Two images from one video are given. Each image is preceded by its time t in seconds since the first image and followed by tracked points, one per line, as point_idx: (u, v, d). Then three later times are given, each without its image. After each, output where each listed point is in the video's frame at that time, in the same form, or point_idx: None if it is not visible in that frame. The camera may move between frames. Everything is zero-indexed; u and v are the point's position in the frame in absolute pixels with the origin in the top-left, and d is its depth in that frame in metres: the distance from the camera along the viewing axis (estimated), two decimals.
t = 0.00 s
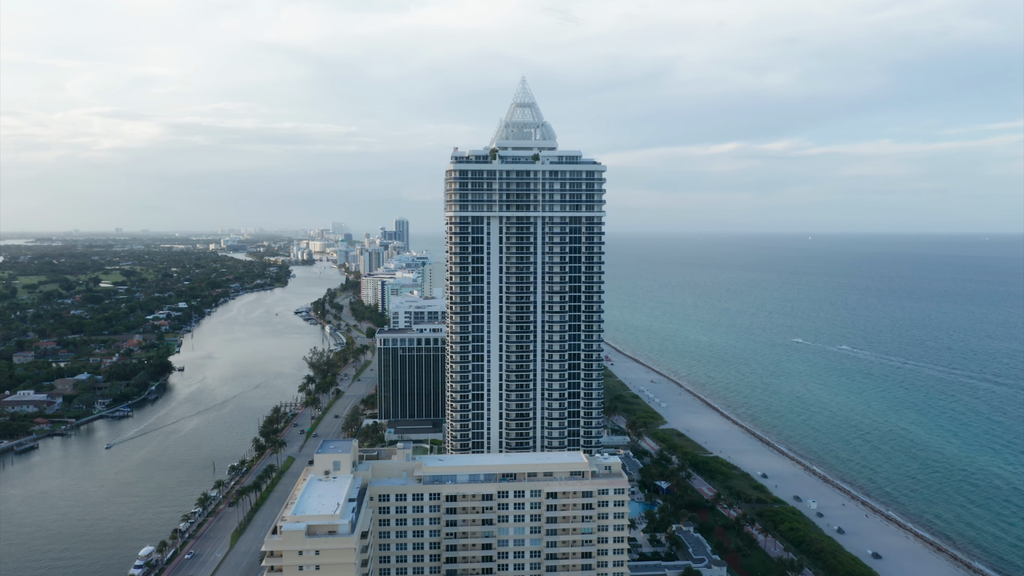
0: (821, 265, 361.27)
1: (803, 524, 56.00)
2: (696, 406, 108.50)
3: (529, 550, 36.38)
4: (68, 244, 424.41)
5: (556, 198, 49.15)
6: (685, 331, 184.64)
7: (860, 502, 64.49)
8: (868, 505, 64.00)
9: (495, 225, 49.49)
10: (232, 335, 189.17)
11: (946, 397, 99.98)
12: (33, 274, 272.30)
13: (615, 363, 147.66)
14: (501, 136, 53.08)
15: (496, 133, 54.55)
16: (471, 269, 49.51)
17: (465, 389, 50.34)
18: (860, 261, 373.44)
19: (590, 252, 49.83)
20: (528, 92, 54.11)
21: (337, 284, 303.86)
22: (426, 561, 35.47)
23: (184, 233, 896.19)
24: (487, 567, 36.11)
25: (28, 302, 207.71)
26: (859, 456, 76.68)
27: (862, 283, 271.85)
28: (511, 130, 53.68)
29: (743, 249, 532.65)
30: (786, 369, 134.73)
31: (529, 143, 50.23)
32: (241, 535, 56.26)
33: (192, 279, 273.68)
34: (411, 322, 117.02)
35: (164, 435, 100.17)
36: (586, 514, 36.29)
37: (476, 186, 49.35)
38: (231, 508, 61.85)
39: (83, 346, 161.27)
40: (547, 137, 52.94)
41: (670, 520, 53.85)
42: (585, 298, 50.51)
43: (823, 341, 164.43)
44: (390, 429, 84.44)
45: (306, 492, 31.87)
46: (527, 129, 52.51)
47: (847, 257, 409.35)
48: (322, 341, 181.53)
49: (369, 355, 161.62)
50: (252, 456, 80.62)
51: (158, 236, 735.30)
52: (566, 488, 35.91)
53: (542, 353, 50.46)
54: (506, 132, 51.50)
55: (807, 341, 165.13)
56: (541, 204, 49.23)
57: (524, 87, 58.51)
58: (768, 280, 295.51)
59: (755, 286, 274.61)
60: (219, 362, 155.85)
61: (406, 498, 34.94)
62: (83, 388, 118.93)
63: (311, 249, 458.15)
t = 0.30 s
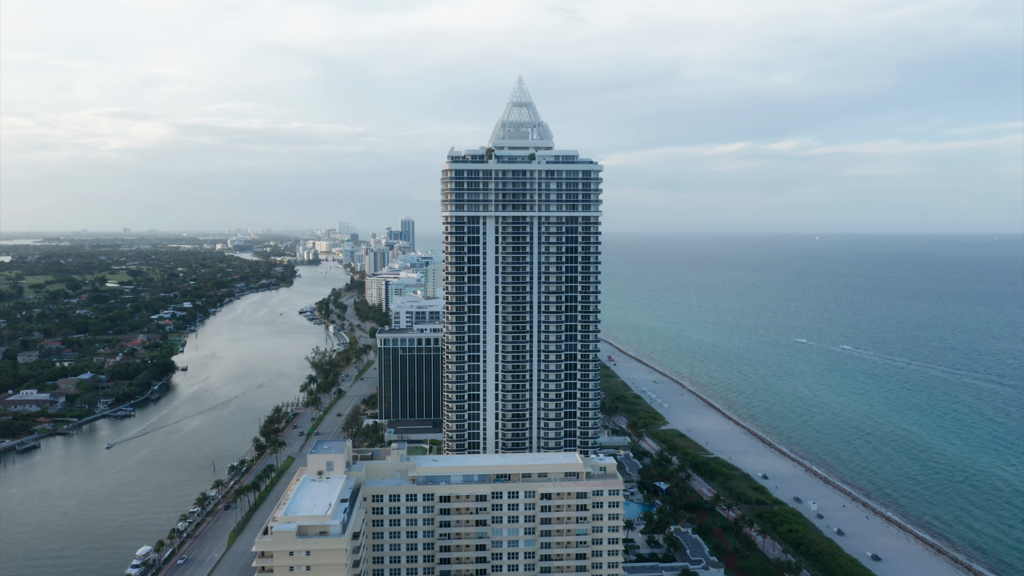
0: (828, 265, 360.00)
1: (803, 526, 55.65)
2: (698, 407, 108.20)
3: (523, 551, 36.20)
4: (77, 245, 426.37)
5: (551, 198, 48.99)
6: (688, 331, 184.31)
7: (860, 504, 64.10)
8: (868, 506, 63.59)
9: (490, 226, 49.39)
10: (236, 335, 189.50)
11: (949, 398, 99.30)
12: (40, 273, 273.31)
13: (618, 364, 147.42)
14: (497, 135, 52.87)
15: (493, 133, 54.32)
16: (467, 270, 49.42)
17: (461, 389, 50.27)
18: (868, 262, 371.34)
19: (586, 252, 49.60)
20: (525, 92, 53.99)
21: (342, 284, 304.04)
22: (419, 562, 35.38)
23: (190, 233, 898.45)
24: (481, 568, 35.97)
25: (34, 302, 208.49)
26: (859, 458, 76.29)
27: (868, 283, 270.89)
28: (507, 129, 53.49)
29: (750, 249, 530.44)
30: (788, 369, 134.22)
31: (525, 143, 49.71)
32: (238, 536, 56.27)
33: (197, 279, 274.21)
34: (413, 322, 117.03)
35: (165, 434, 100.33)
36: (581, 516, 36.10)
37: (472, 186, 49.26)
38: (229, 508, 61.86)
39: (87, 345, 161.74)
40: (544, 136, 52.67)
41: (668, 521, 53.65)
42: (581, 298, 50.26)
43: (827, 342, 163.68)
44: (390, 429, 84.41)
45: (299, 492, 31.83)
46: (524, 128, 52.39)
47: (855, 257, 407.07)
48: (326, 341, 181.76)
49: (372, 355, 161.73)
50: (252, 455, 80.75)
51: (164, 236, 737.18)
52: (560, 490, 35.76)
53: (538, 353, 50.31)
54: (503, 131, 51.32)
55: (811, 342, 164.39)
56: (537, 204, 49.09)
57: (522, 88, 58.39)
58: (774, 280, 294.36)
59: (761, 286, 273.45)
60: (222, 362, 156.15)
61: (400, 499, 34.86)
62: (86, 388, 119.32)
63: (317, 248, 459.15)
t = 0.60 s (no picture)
0: (834, 265, 358.44)
1: (802, 528, 55.35)
2: (700, 407, 107.84)
3: (517, 552, 36.07)
4: (85, 245, 428.41)
5: (547, 197, 48.88)
6: (692, 332, 183.75)
7: (861, 505, 63.73)
8: (869, 508, 63.21)
9: (487, 225, 49.24)
10: (240, 335, 189.87)
11: (951, 399, 98.74)
12: (48, 273, 274.06)
13: (621, 364, 147.02)
14: (493, 135, 52.77)
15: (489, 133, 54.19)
16: (463, 269, 49.24)
17: (457, 389, 50.14)
18: (876, 262, 369.13)
19: (582, 251, 49.45)
20: (522, 92, 53.81)
21: (347, 284, 304.04)
22: (412, 563, 35.27)
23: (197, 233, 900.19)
24: (475, 568, 35.86)
25: (40, 301, 209.22)
26: (860, 459, 75.89)
27: (873, 283, 269.73)
28: (503, 129, 53.37)
29: (757, 249, 528.05)
30: (791, 370, 133.66)
31: (522, 143, 50.16)
32: (237, 535, 56.30)
33: (203, 279, 274.56)
34: (415, 322, 117.03)
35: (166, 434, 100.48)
36: (575, 517, 35.97)
37: (468, 186, 49.11)
38: (228, 508, 61.83)
39: (92, 345, 162.22)
40: (542, 136, 52.62)
41: (666, 522, 53.39)
42: (578, 298, 50.19)
43: (830, 342, 163.00)
44: (390, 429, 84.32)
45: (291, 492, 31.73)
46: (520, 128, 52.19)
47: (863, 257, 404.66)
48: (329, 341, 181.86)
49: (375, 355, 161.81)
50: (252, 455, 80.84)
51: (171, 236, 738.16)
52: (554, 491, 35.62)
53: (535, 353, 50.17)
54: (499, 131, 51.19)
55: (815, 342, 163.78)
56: (533, 203, 48.98)
57: (518, 86, 58.22)
58: (780, 280, 293.22)
59: (766, 287, 272.21)
60: (225, 361, 156.44)
61: (393, 499, 34.76)
62: (89, 387, 119.74)
63: (324, 248, 459.89)
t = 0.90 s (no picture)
0: (840, 265, 357.16)
1: (802, 529, 55.08)
2: (702, 408, 107.48)
3: (511, 553, 35.97)
4: (93, 245, 431.07)
5: (544, 197, 48.68)
6: (696, 332, 183.23)
7: (862, 507, 63.33)
8: (871, 509, 62.83)
9: (483, 225, 49.09)
10: (244, 334, 190.31)
11: (955, 400, 98.10)
12: (55, 273, 275.22)
13: (623, 364, 146.58)
14: (490, 135, 52.38)
15: (487, 132, 53.77)
16: (460, 269, 49.15)
17: (453, 389, 49.99)
18: (884, 262, 367.09)
19: (579, 252, 49.28)
20: (519, 90, 53.20)
21: (352, 284, 304.24)
22: (406, 564, 35.13)
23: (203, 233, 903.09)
24: (469, 570, 35.73)
25: (46, 301, 210.15)
26: (861, 460, 75.49)
27: (879, 283, 268.34)
28: (501, 128, 52.87)
29: (764, 249, 525.97)
30: (795, 370, 133.12)
31: (519, 143, 50.15)
32: (235, 536, 56.28)
33: (209, 279, 275.01)
34: (417, 322, 117.00)
35: (167, 433, 100.66)
36: (570, 519, 35.82)
37: (464, 185, 48.98)
38: (226, 508, 61.83)
39: (96, 344, 162.80)
40: (539, 135, 52.07)
41: (664, 524, 53.13)
42: (575, 298, 50.00)
43: (834, 343, 162.23)
44: (390, 429, 84.25)
45: (284, 492, 31.59)
46: (517, 127, 51.65)
47: (871, 257, 402.44)
48: (333, 341, 182.04)
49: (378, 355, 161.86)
50: (252, 455, 80.88)
51: (178, 236, 739.82)
52: (549, 492, 35.47)
53: (531, 353, 50.04)
54: (495, 131, 50.89)
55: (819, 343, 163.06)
56: (530, 203, 48.77)
57: (516, 85, 57.73)
58: (786, 280, 292.14)
59: (771, 287, 271.20)
60: (229, 361, 156.71)
61: (387, 500, 34.63)
62: (92, 386, 120.20)
63: (329, 248, 460.75)
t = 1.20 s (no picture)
0: (848, 265, 355.40)
1: (802, 531, 54.69)
2: (705, 409, 107.05)
3: (505, 555, 35.82)
4: (104, 245, 434.18)
5: (540, 197, 48.46)
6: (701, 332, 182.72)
7: (864, 509, 62.82)
8: (872, 512, 62.30)
9: (479, 225, 48.99)
10: (250, 334, 190.87)
11: (959, 401, 97.38)
12: (63, 273, 276.76)
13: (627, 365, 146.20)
14: (487, 135, 52.35)
15: (484, 132, 53.73)
16: (456, 270, 49.07)
17: (449, 390, 49.89)
18: (893, 262, 364.68)
19: (575, 252, 49.01)
20: (516, 89, 53.02)
21: (358, 283, 304.58)
22: (400, 565, 35.03)
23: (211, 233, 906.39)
24: (463, 571, 35.61)
25: (54, 301, 211.31)
26: (862, 461, 74.98)
27: (887, 283, 266.64)
28: (497, 128, 52.79)
29: (771, 249, 523.85)
30: (800, 371, 132.25)
31: (515, 143, 50.28)
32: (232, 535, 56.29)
33: (216, 279, 275.74)
34: (419, 322, 116.99)
35: (169, 433, 100.93)
36: (564, 520, 35.65)
37: (460, 185, 48.88)
38: (225, 508, 61.90)
39: (102, 344, 163.54)
40: (536, 135, 52.05)
41: (663, 525, 52.92)
42: (571, 298, 49.74)
43: (840, 343, 161.31)
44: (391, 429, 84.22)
45: (276, 493, 31.49)
46: (513, 127, 51.53)
47: (880, 257, 399.86)
48: (337, 341, 182.28)
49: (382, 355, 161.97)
50: (253, 455, 81.00)
51: (186, 236, 743.11)
52: (543, 493, 35.32)
53: (527, 354, 49.88)
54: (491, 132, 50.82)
55: (824, 343, 162.21)
56: (525, 203, 48.55)
57: (514, 84, 57.56)
58: (792, 280, 290.86)
59: (778, 287, 270.02)
60: (233, 360, 157.14)
61: (380, 501, 34.50)
62: (96, 386, 120.72)
63: (336, 248, 461.75)
